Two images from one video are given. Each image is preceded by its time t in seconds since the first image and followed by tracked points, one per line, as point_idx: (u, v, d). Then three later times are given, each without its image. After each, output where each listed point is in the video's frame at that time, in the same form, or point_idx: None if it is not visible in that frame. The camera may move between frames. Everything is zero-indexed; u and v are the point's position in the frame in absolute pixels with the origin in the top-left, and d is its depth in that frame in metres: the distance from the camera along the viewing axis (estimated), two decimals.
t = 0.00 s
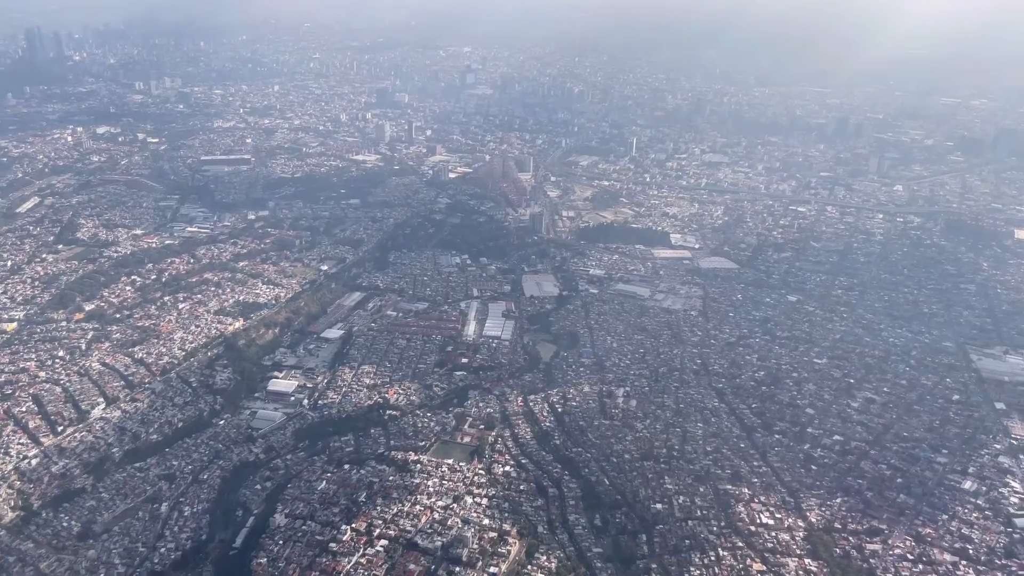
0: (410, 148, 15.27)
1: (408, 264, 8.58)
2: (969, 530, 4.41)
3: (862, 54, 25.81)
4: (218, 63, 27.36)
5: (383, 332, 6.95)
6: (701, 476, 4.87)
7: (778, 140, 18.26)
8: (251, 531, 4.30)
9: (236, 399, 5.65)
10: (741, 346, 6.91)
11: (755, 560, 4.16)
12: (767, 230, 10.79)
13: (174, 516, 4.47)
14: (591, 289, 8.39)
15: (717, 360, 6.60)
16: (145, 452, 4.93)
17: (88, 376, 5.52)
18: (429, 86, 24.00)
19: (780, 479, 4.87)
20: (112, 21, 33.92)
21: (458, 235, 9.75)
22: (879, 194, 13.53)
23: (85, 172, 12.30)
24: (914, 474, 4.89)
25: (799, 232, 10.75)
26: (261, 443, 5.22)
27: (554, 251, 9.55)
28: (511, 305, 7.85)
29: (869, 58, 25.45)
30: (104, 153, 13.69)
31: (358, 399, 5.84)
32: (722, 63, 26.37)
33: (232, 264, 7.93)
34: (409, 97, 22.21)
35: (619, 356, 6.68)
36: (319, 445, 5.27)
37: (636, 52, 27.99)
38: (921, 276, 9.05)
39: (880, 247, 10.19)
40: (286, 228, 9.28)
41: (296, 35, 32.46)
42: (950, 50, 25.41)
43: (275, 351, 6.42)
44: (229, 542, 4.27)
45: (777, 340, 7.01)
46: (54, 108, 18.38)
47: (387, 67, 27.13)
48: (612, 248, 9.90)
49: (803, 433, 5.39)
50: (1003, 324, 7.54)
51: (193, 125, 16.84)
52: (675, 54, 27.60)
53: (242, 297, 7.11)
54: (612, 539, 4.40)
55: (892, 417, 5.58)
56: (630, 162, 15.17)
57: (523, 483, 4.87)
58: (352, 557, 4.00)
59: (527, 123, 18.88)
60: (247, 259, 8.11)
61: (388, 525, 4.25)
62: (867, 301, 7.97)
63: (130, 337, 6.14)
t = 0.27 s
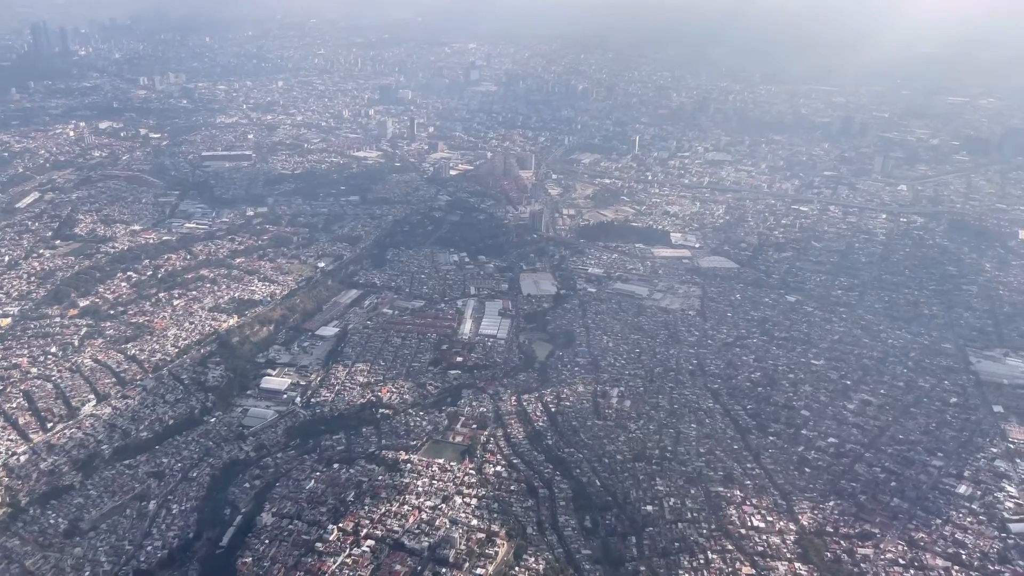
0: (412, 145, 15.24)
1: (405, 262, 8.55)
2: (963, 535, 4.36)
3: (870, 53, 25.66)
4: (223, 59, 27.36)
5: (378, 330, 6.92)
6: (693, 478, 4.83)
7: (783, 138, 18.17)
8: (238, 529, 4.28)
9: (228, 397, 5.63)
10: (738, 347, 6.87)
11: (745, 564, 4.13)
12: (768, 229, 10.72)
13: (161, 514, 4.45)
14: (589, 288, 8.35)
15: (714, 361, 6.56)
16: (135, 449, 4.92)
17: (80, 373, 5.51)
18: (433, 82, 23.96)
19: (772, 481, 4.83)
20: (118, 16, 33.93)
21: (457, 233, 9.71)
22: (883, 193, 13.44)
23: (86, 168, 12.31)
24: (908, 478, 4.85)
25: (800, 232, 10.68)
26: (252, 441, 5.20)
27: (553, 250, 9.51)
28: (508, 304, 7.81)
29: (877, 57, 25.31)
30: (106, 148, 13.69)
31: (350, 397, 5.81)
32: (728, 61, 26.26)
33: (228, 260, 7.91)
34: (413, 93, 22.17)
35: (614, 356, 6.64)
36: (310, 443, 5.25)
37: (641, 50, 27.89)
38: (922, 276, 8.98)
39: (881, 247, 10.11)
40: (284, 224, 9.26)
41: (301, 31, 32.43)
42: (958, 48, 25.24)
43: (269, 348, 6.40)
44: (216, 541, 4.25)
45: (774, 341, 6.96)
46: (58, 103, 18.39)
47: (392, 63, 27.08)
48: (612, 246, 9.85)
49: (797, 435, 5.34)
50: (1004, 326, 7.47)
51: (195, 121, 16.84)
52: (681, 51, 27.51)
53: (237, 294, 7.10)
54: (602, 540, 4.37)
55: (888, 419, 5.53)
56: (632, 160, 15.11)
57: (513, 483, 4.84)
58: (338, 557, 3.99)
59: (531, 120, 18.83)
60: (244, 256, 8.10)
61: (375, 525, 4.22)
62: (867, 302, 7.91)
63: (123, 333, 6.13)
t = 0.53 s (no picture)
0: (414, 144, 15.22)
1: (403, 261, 8.53)
2: (956, 542, 4.32)
3: (877, 53, 25.54)
4: (229, 57, 27.40)
5: (373, 329, 6.91)
6: (684, 481, 4.80)
7: (787, 139, 18.09)
8: (226, 530, 4.27)
9: (221, 396, 5.62)
10: (735, 349, 6.83)
11: (734, 569, 4.10)
12: (769, 231, 10.67)
13: (150, 513, 4.44)
14: (587, 289, 8.32)
15: (710, 363, 6.52)
16: (125, 448, 4.92)
17: (73, 370, 5.51)
18: (438, 81, 23.94)
19: (765, 486, 4.79)
20: (125, 14, 34.01)
21: (456, 232, 9.69)
22: (887, 196, 13.36)
23: (88, 165, 12.33)
24: (902, 484, 4.81)
25: (801, 233, 10.62)
26: (243, 441, 5.19)
27: (552, 250, 9.48)
28: (505, 305, 7.79)
29: (885, 57, 25.18)
30: (109, 146, 13.71)
31: (343, 397, 5.79)
32: (735, 61, 26.17)
33: (226, 259, 7.90)
34: (417, 92, 22.16)
35: (610, 358, 6.61)
36: (302, 444, 5.23)
37: (647, 50, 27.82)
38: (923, 279, 8.91)
39: (883, 249, 10.05)
40: (283, 223, 9.26)
41: (307, 29, 32.46)
42: (967, 50, 25.09)
43: (263, 348, 6.38)
44: (203, 541, 4.24)
45: (771, 344, 6.92)
46: (63, 100, 18.44)
47: (397, 62, 27.07)
48: (612, 247, 9.81)
49: (791, 440, 5.30)
50: (1005, 330, 7.40)
51: (199, 119, 16.86)
52: (687, 52, 27.43)
53: (233, 293, 7.09)
54: (591, 543, 4.34)
55: (884, 424, 5.48)
56: (635, 161, 15.06)
57: (504, 485, 4.81)
58: (324, 558, 3.97)
59: (534, 120, 18.80)
60: (241, 254, 8.09)
61: (363, 526, 4.21)
62: (867, 305, 7.86)
63: (118, 331, 6.13)
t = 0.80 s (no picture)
0: (416, 144, 15.22)
1: (400, 263, 8.51)
2: (948, 551, 4.27)
3: (884, 57, 25.44)
4: (234, 56, 27.45)
5: (368, 331, 6.89)
6: (675, 488, 4.77)
7: (791, 143, 18.03)
8: (212, 532, 4.25)
9: (212, 396, 5.61)
10: (731, 354, 6.79)
11: None
12: (770, 235, 10.62)
13: (136, 514, 4.43)
14: (584, 292, 8.29)
15: (705, 368, 6.49)
16: (114, 449, 4.90)
17: (64, 370, 5.51)
18: (442, 82, 23.93)
19: (756, 492, 4.75)
20: (132, 13, 34.10)
21: (455, 234, 9.67)
22: (890, 200, 13.29)
23: (90, 163, 12.35)
24: (895, 492, 4.76)
25: (802, 237, 10.57)
26: (233, 442, 5.18)
27: (551, 253, 9.46)
28: (501, 307, 7.76)
29: (892, 61, 25.08)
30: (111, 144, 13.73)
31: (335, 399, 5.77)
32: (741, 63, 26.10)
33: (222, 259, 7.89)
34: (421, 93, 22.15)
35: (604, 362, 6.58)
36: (292, 445, 5.21)
37: (653, 52, 27.78)
38: (923, 285, 8.86)
39: (884, 254, 10.00)
40: (282, 223, 9.25)
41: (313, 29, 32.50)
42: (974, 54, 24.98)
43: (257, 348, 6.37)
44: (189, 543, 4.23)
45: (768, 349, 6.88)
46: (68, 98, 18.49)
47: (402, 62, 27.08)
48: (610, 250, 9.78)
49: (785, 446, 5.26)
50: (1004, 337, 7.34)
51: (202, 118, 16.88)
52: (693, 54, 27.37)
53: (228, 293, 7.08)
54: (579, 549, 4.31)
55: (878, 431, 5.44)
56: (637, 163, 15.02)
57: (493, 490, 4.78)
58: (309, 562, 3.96)
59: (537, 122, 18.77)
60: (238, 254, 8.08)
61: (349, 530, 4.18)
62: (865, 311, 7.81)
63: (111, 331, 6.13)
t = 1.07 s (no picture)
0: (417, 148, 15.21)
1: (397, 266, 8.49)
2: (939, 564, 4.22)
3: (891, 64, 25.38)
4: (239, 58, 27.51)
5: (362, 334, 6.87)
6: (665, 496, 4.73)
7: (794, 149, 17.98)
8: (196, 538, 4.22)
9: (203, 399, 5.59)
10: (726, 361, 6.74)
11: None
12: (770, 241, 10.57)
13: (122, 517, 4.41)
14: (581, 297, 8.25)
15: (700, 375, 6.44)
16: (101, 451, 4.89)
17: (54, 372, 5.51)
18: (445, 86, 23.94)
19: (747, 502, 4.71)
20: (139, 14, 34.22)
21: (453, 238, 9.65)
22: (892, 207, 13.23)
23: (91, 164, 12.36)
24: (887, 503, 4.72)
25: (802, 244, 10.52)
26: (222, 445, 5.15)
27: (549, 258, 9.43)
28: (497, 311, 7.73)
29: (899, 67, 25.01)
30: (112, 145, 13.75)
31: (326, 403, 5.75)
32: (746, 69, 26.05)
33: (218, 261, 7.88)
34: (424, 96, 22.16)
35: (598, 368, 6.54)
36: (281, 450, 5.19)
37: (658, 57, 27.76)
38: (923, 293, 8.80)
39: (884, 262, 9.94)
40: (279, 226, 9.24)
41: (318, 32, 32.57)
42: (980, 61, 24.91)
43: (250, 351, 6.35)
44: (173, 547, 4.20)
45: (764, 357, 6.83)
46: (72, 99, 18.54)
47: (406, 65, 27.10)
48: (609, 255, 9.75)
49: (777, 455, 5.22)
50: (1003, 347, 7.28)
51: (204, 120, 16.91)
52: (698, 59, 27.33)
53: (223, 295, 7.06)
54: (567, 558, 4.27)
55: (873, 441, 5.39)
56: (638, 168, 14.99)
57: (482, 496, 4.74)
58: (292, 569, 3.94)
59: (540, 126, 18.75)
60: (234, 257, 8.07)
61: (333, 537, 4.16)
62: (863, 319, 7.76)
63: (103, 332, 6.12)
